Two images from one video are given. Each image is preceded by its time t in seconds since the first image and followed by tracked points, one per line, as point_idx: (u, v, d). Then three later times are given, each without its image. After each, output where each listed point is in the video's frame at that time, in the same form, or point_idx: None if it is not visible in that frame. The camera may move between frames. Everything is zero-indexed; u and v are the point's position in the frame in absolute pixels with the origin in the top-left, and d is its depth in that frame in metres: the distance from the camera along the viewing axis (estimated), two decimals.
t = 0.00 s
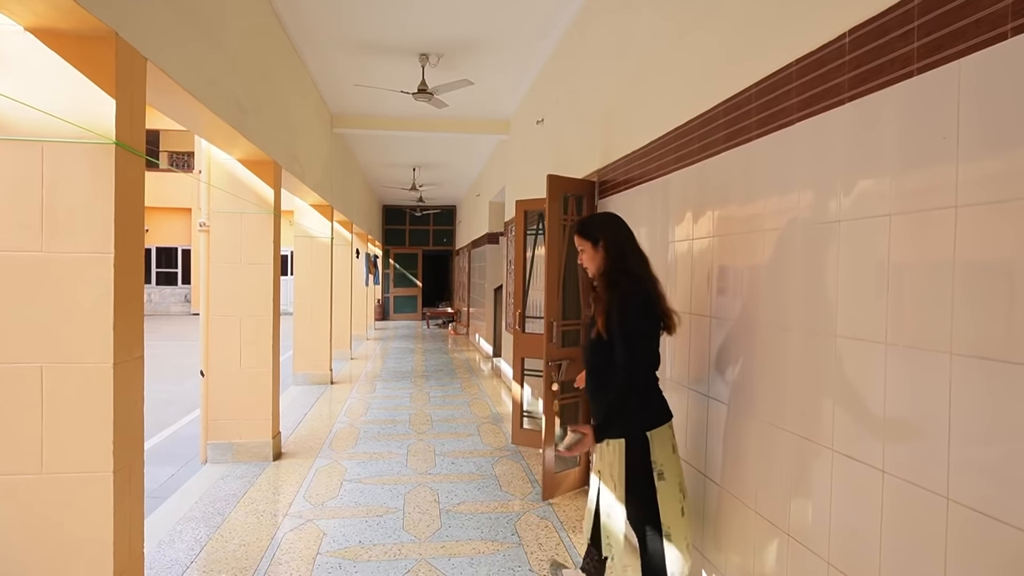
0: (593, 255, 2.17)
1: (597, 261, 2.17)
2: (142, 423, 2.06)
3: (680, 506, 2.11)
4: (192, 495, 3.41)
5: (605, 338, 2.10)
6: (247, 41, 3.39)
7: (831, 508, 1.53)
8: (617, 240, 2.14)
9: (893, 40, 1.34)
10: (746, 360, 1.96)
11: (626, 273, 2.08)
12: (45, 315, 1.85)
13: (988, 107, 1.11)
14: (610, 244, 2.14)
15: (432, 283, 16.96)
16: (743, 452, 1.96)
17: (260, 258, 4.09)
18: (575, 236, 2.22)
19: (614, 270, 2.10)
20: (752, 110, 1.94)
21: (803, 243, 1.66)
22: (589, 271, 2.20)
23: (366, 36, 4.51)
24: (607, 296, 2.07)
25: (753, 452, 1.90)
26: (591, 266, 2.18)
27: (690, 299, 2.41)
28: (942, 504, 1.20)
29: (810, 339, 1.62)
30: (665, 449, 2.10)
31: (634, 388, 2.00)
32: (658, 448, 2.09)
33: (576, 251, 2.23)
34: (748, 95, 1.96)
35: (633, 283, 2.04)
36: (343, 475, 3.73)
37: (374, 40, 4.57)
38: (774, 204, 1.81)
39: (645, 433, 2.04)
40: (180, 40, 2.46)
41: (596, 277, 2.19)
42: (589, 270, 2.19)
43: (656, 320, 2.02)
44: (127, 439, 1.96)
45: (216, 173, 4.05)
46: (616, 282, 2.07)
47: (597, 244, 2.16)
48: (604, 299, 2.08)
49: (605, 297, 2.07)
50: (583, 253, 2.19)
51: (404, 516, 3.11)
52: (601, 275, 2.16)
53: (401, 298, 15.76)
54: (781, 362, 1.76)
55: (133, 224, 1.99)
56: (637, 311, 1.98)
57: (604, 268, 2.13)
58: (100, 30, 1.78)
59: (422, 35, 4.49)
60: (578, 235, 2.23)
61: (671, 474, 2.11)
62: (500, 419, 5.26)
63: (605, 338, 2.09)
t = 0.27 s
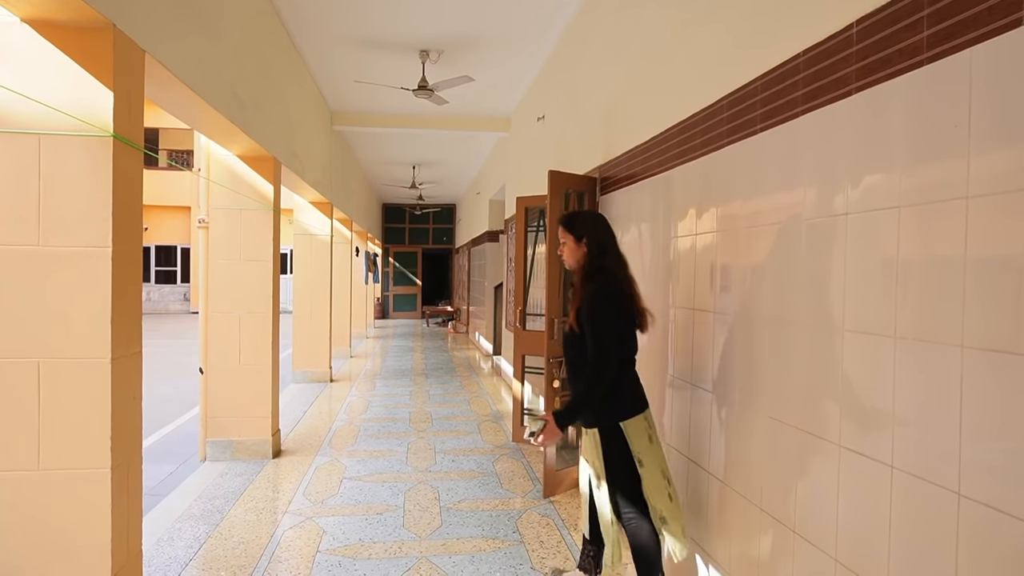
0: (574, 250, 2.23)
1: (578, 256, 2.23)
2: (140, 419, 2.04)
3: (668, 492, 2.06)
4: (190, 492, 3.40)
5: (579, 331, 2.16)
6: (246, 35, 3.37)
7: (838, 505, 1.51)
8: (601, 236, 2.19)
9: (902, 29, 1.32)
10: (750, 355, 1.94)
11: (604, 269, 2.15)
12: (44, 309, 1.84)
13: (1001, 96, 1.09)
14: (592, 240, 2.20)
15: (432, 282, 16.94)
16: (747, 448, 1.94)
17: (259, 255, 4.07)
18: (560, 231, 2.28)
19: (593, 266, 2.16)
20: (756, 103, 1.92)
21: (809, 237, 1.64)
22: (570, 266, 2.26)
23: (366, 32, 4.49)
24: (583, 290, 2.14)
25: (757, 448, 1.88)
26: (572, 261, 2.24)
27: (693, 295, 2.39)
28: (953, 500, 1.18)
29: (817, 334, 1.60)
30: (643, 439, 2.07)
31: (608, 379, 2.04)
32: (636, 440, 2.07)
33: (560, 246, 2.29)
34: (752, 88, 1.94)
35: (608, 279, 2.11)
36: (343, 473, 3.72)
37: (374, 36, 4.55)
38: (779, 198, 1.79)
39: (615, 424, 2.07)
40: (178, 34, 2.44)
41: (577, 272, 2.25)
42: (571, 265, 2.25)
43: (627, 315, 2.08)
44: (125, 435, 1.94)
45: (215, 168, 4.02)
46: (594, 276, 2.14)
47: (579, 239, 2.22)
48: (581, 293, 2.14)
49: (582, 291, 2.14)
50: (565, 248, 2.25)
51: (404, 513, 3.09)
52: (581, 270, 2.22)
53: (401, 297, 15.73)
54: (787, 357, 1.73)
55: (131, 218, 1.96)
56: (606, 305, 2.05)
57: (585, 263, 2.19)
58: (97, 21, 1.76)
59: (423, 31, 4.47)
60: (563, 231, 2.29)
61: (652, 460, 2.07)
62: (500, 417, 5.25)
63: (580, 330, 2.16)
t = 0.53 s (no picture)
0: (569, 241, 2.16)
1: (571, 248, 2.17)
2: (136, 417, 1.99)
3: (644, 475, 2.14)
4: (190, 490, 3.35)
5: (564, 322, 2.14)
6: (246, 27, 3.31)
7: (857, 506, 1.45)
8: (595, 230, 2.16)
9: (926, 10, 1.27)
10: (762, 352, 1.88)
11: (595, 264, 2.11)
12: (39, 303, 1.79)
13: None
14: (590, 234, 2.15)
15: (432, 279, 16.89)
16: (759, 447, 1.88)
17: (259, 251, 4.02)
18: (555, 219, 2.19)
19: (585, 259, 2.12)
20: (769, 92, 1.87)
21: (826, 230, 1.59)
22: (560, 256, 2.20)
23: (367, 25, 4.43)
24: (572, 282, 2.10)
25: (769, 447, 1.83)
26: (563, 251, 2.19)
27: (700, 290, 2.33)
28: (983, 501, 1.13)
29: (834, 329, 1.54)
30: (620, 429, 2.10)
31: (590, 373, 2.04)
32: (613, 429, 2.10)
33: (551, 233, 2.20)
34: (764, 76, 1.89)
35: (596, 270, 2.09)
36: (344, 471, 3.67)
37: (375, 29, 4.49)
38: (794, 189, 1.74)
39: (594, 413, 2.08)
40: (176, 23, 2.38)
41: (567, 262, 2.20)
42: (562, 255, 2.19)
43: (614, 308, 2.06)
44: (121, 434, 1.89)
45: (214, 161, 3.97)
46: (584, 270, 2.10)
47: (575, 231, 2.16)
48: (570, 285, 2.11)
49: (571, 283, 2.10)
50: (559, 238, 2.18)
51: (407, 512, 3.04)
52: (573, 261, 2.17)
53: (402, 294, 15.68)
54: (802, 354, 1.68)
55: (127, 211, 1.91)
56: (592, 297, 2.03)
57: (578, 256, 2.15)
58: (91, 7, 1.71)
59: (424, 24, 4.42)
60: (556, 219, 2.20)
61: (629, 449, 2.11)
62: (502, 415, 5.20)
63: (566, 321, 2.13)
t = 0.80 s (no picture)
0: (566, 238, 2.07)
1: (568, 246, 2.08)
2: (128, 420, 1.91)
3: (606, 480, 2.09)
4: (187, 494, 3.28)
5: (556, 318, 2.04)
6: (243, 20, 3.23)
7: (886, 517, 1.37)
8: (589, 230, 2.10)
9: None
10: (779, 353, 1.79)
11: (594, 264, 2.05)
12: (25, 303, 1.71)
13: None
14: (589, 236, 2.08)
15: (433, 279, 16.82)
16: (775, 453, 1.80)
17: (256, 249, 3.94)
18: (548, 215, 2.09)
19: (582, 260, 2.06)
20: (787, 82, 1.78)
21: (850, 226, 1.50)
22: (555, 253, 2.09)
23: (368, 20, 4.35)
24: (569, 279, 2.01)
25: (787, 452, 1.74)
26: (558, 248, 2.08)
27: (711, 289, 2.25)
28: None
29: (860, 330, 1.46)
30: (598, 431, 2.03)
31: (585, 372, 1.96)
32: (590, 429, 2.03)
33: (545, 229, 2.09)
34: (783, 65, 1.80)
35: (592, 266, 2.02)
36: (344, 474, 3.59)
37: (375, 24, 4.41)
38: (815, 183, 1.65)
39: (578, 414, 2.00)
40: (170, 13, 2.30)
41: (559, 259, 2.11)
42: (559, 253, 2.08)
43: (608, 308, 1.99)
44: (111, 438, 1.81)
45: (212, 157, 3.89)
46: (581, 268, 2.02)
47: (573, 229, 2.07)
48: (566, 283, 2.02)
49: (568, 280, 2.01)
50: (557, 234, 2.07)
51: (409, 518, 2.97)
52: (568, 259, 2.08)
53: (402, 294, 15.62)
54: (824, 356, 1.59)
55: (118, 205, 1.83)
56: (591, 291, 1.96)
57: (575, 256, 2.07)
58: None
59: (426, 19, 4.33)
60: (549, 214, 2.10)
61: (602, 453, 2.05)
62: (504, 416, 5.12)
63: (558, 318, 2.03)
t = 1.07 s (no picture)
0: (546, 239, 2.07)
1: (546, 247, 2.08)
2: (114, 423, 1.82)
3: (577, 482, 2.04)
4: (180, 497, 3.19)
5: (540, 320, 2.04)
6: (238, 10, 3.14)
7: (919, 527, 1.28)
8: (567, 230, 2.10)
9: None
10: (798, 353, 1.70)
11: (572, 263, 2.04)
12: (5, 300, 1.63)
13: None
14: (567, 236, 2.08)
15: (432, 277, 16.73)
16: (793, 457, 1.71)
17: (252, 246, 3.85)
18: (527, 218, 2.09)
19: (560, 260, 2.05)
20: (807, 68, 1.69)
21: (877, 218, 1.41)
22: (535, 254, 2.10)
23: (366, 12, 4.26)
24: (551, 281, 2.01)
25: (806, 456, 1.65)
26: (537, 250, 2.09)
27: (722, 286, 2.16)
28: None
29: (889, 329, 1.37)
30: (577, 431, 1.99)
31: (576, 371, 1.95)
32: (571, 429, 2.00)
33: (524, 231, 2.10)
34: (801, 50, 1.71)
35: (572, 266, 2.03)
36: (342, 476, 3.51)
37: (373, 16, 4.32)
38: (837, 173, 1.56)
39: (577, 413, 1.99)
40: None
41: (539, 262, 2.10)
42: (538, 254, 2.09)
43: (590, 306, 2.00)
44: (96, 442, 1.72)
45: (206, 152, 3.82)
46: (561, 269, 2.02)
47: (552, 230, 2.07)
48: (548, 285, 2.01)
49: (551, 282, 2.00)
50: (535, 236, 2.07)
51: (409, 521, 2.88)
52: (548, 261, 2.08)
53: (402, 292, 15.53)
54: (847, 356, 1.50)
55: (103, 198, 1.74)
56: (571, 289, 1.96)
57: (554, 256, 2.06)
58: None
59: (425, 11, 4.24)
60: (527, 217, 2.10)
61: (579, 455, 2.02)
62: (505, 416, 5.04)
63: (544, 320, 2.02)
